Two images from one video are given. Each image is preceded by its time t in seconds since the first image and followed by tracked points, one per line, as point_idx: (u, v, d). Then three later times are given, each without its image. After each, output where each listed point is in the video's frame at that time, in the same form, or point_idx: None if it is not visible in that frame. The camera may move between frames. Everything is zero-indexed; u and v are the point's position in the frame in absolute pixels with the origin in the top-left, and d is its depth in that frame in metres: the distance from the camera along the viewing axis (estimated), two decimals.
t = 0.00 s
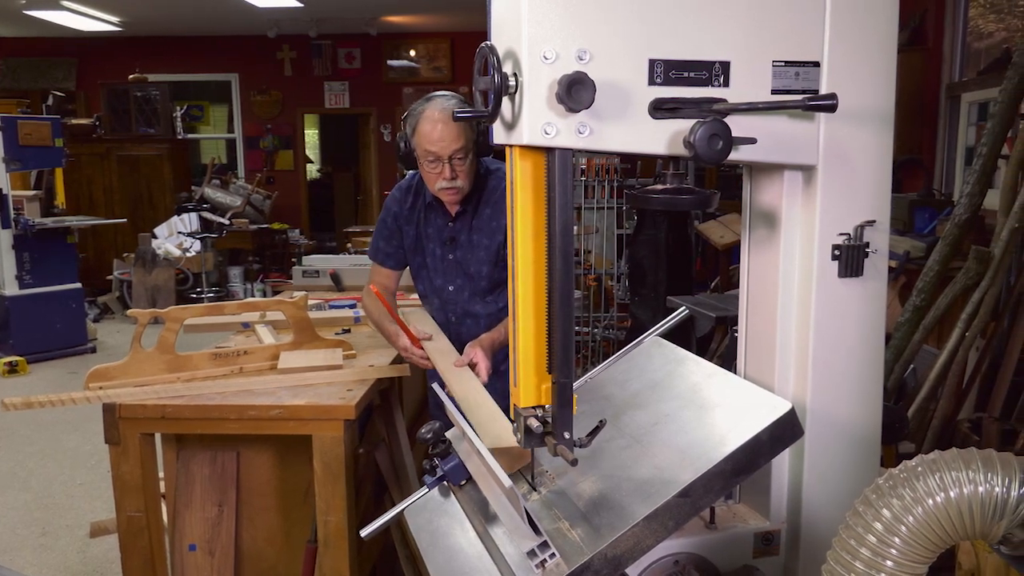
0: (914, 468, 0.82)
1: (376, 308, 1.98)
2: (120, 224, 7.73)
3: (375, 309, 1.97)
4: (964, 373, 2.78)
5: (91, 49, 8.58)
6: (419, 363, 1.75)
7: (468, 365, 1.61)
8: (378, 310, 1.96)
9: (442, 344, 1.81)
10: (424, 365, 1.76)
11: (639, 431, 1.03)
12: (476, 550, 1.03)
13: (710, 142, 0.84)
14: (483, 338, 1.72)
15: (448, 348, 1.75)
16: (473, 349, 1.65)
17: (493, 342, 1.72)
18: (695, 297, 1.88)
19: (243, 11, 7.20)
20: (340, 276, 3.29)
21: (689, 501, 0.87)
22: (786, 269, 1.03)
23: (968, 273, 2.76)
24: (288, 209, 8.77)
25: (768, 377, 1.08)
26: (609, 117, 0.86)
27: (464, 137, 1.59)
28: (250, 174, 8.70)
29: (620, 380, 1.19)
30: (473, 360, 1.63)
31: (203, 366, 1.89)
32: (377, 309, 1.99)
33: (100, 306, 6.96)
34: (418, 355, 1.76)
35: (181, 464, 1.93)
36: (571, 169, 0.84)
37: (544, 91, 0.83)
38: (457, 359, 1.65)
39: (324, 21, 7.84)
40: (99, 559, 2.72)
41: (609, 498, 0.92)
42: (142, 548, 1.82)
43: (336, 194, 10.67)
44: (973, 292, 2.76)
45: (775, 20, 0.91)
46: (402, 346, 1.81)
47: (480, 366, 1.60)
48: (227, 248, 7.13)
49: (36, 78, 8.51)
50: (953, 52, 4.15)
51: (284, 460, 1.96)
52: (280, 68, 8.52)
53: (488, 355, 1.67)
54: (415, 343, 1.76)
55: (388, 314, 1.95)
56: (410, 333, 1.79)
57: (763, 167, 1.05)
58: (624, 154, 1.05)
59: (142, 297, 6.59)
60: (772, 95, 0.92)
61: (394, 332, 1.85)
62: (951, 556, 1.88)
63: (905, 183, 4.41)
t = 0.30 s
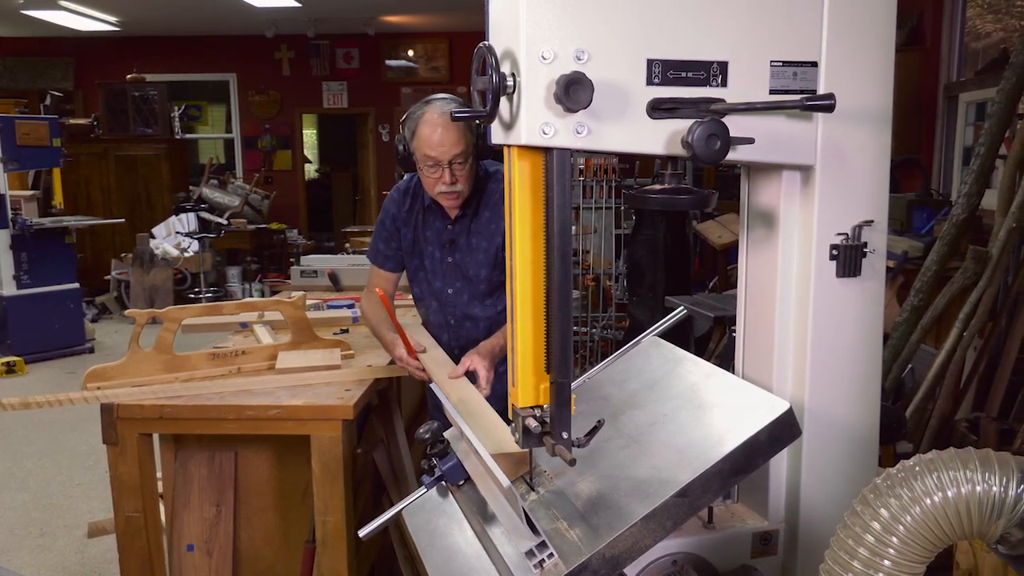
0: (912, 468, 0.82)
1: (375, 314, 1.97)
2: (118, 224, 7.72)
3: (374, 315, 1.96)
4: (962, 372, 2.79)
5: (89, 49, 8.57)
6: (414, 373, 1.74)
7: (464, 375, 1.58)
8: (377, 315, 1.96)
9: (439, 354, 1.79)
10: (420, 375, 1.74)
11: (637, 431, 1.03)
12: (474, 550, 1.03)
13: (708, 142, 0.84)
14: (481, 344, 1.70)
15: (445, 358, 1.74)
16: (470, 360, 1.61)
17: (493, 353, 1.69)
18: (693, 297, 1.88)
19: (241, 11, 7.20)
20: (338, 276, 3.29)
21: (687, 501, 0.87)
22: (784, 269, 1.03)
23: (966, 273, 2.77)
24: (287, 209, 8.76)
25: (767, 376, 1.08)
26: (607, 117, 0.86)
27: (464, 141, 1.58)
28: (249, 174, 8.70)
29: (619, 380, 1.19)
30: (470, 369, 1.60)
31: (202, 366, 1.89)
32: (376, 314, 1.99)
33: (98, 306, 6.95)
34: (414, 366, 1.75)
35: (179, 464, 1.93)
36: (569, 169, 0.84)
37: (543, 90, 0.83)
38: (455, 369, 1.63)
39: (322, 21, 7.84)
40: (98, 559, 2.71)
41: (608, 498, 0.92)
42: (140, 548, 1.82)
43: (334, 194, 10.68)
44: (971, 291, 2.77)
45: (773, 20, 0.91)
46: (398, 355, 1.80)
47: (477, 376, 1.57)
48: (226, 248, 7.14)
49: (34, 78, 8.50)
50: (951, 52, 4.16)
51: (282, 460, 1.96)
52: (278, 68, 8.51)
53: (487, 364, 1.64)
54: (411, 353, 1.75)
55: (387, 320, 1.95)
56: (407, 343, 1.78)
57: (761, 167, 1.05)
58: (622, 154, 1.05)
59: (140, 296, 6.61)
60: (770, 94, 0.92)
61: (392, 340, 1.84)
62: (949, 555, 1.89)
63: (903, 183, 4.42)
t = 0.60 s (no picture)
0: (910, 467, 0.83)
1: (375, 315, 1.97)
2: (116, 224, 7.71)
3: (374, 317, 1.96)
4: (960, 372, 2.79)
5: (87, 49, 8.56)
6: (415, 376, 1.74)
7: (467, 385, 1.53)
8: (376, 317, 1.96)
9: (437, 357, 1.78)
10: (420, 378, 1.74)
11: (636, 431, 1.03)
12: (473, 550, 1.03)
13: (706, 142, 0.84)
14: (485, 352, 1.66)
15: (444, 363, 1.72)
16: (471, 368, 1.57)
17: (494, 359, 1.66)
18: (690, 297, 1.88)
19: (239, 11, 7.19)
20: (337, 276, 3.29)
21: (685, 501, 0.87)
22: (781, 269, 1.04)
23: (964, 272, 2.78)
24: (285, 209, 8.75)
25: (765, 376, 1.08)
26: (605, 117, 0.86)
27: (463, 146, 1.58)
28: (247, 174, 8.70)
29: (617, 380, 1.19)
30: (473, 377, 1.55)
31: (200, 367, 1.88)
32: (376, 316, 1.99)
33: (96, 306, 6.94)
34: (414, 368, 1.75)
35: (177, 465, 1.93)
36: (567, 169, 0.84)
37: (541, 90, 0.83)
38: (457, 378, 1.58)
39: (320, 21, 7.83)
40: (95, 559, 2.71)
41: (606, 498, 0.92)
42: (138, 548, 1.81)
43: (333, 194, 10.68)
44: (969, 291, 2.77)
45: (771, 19, 0.91)
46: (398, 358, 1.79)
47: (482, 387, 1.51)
48: (224, 248, 7.13)
49: (32, 78, 8.49)
50: (949, 52, 4.16)
51: (280, 460, 1.96)
52: (277, 67, 8.50)
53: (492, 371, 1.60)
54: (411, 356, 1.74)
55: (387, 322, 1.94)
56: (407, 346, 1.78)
57: (759, 168, 1.05)
58: (620, 154, 1.05)
59: (138, 297, 6.61)
60: (767, 94, 0.93)
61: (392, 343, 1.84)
62: (948, 555, 1.89)
63: (901, 183, 4.43)
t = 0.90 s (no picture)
0: (908, 467, 0.83)
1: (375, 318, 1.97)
2: (114, 224, 7.70)
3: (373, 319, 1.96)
4: (959, 370, 2.79)
5: (86, 49, 8.55)
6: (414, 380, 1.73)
7: (467, 389, 1.51)
8: (376, 319, 1.96)
9: (436, 361, 1.78)
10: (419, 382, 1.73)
11: (634, 431, 1.03)
12: (471, 550, 1.03)
13: (705, 142, 0.84)
14: (485, 357, 1.64)
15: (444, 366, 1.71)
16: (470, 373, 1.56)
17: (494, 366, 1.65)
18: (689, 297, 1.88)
19: (238, 11, 7.20)
20: (335, 276, 3.29)
21: (684, 501, 0.87)
22: (780, 269, 1.04)
23: (962, 272, 2.78)
24: (283, 209, 8.74)
25: (763, 376, 1.08)
26: (604, 117, 0.86)
27: (462, 148, 1.58)
28: (245, 174, 8.70)
29: (616, 380, 1.19)
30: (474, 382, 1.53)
31: (198, 367, 1.88)
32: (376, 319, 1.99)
33: (94, 306, 6.93)
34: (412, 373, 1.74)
35: (176, 465, 1.92)
36: (566, 169, 0.84)
37: (539, 91, 0.83)
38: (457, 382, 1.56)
39: (319, 21, 7.83)
40: (93, 560, 2.71)
41: (605, 498, 0.92)
42: (137, 548, 1.81)
43: (332, 195, 10.68)
44: (967, 290, 2.77)
45: (770, 19, 0.91)
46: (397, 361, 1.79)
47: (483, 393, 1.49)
48: (223, 249, 7.13)
49: (30, 78, 8.47)
50: (947, 51, 4.16)
51: (279, 461, 1.96)
52: (275, 67, 8.50)
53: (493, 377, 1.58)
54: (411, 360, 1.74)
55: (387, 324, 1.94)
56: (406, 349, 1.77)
57: (758, 167, 1.05)
58: (618, 154, 1.05)
59: (136, 297, 6.60)
60: (765, 94, 0.93)
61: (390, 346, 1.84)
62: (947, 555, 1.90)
63: (899, 183, 4.43)
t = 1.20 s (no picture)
0: (908, 467, 0.83)
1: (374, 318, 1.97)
2: (113, 224, 7.70)
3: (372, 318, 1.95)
4: (957, 370, 2.79)
5: (84, 49, 8.55)
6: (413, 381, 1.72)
7: (467, 390, 1.52)
8: (375, 319, 1.95)
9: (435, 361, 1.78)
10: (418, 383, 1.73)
11: (634, 431, 1.03)
12: (470, 550, 1.03)
13: (704, 142, 0.84)
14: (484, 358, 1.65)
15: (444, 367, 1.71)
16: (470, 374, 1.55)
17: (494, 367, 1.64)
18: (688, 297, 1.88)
19: (238, 11, 7.20)
20: (334, 276, 3.29)
21: (683, 500, 0.87)
22: (779, 269, 1.04)
23: (961, 272, 2.77)
24: (282, 209, 8.74)
25: (762, 376, 1.08)
26: (603, 117, 0.86)
27: (463, 149, 1.58)
28: (244, 174, 8.69)
29: (615, 380, 1.19)
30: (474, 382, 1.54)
31: (197, 367, 1.88)
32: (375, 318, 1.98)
33: (94, 306, 6.93)
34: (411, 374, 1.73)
35: (174, 465, 1.92)
36: (566, 169, 0.85)
37: (538, 91, 0.83)
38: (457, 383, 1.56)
39: (318, 21, 7.83)
40: (92, 560, 2.70)
41: (604, 498, 0.92)
42: (135, 548, 1.81)
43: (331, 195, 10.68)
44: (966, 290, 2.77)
45: (769, 20, 0.91)
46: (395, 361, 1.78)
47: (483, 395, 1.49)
48: (222, 249, 7.12)
49: (29, 78, 8.47)
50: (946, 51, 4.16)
51: (279, 461, 1.96)
52: (274, 67, 8.50)
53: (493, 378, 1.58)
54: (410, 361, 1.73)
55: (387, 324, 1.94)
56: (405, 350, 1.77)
57: (757, 167, 1.05)
58: (618, 154, 1.05)
59: (135, 297, 6.59)
60: (765, 94, 0.93)
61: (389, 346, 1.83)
62: (944, 555, 1.90)
63: (898, 183, 4.43)
